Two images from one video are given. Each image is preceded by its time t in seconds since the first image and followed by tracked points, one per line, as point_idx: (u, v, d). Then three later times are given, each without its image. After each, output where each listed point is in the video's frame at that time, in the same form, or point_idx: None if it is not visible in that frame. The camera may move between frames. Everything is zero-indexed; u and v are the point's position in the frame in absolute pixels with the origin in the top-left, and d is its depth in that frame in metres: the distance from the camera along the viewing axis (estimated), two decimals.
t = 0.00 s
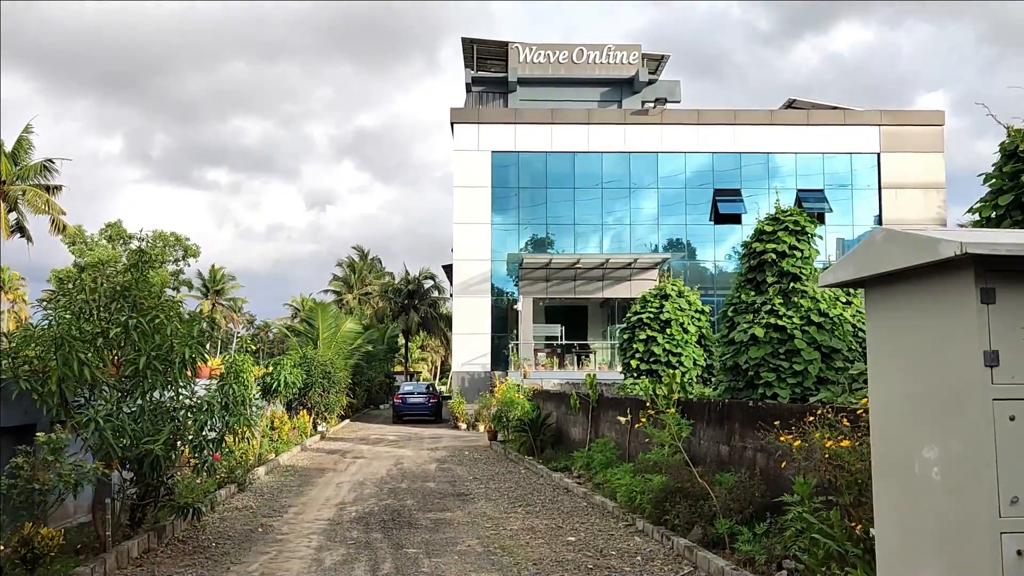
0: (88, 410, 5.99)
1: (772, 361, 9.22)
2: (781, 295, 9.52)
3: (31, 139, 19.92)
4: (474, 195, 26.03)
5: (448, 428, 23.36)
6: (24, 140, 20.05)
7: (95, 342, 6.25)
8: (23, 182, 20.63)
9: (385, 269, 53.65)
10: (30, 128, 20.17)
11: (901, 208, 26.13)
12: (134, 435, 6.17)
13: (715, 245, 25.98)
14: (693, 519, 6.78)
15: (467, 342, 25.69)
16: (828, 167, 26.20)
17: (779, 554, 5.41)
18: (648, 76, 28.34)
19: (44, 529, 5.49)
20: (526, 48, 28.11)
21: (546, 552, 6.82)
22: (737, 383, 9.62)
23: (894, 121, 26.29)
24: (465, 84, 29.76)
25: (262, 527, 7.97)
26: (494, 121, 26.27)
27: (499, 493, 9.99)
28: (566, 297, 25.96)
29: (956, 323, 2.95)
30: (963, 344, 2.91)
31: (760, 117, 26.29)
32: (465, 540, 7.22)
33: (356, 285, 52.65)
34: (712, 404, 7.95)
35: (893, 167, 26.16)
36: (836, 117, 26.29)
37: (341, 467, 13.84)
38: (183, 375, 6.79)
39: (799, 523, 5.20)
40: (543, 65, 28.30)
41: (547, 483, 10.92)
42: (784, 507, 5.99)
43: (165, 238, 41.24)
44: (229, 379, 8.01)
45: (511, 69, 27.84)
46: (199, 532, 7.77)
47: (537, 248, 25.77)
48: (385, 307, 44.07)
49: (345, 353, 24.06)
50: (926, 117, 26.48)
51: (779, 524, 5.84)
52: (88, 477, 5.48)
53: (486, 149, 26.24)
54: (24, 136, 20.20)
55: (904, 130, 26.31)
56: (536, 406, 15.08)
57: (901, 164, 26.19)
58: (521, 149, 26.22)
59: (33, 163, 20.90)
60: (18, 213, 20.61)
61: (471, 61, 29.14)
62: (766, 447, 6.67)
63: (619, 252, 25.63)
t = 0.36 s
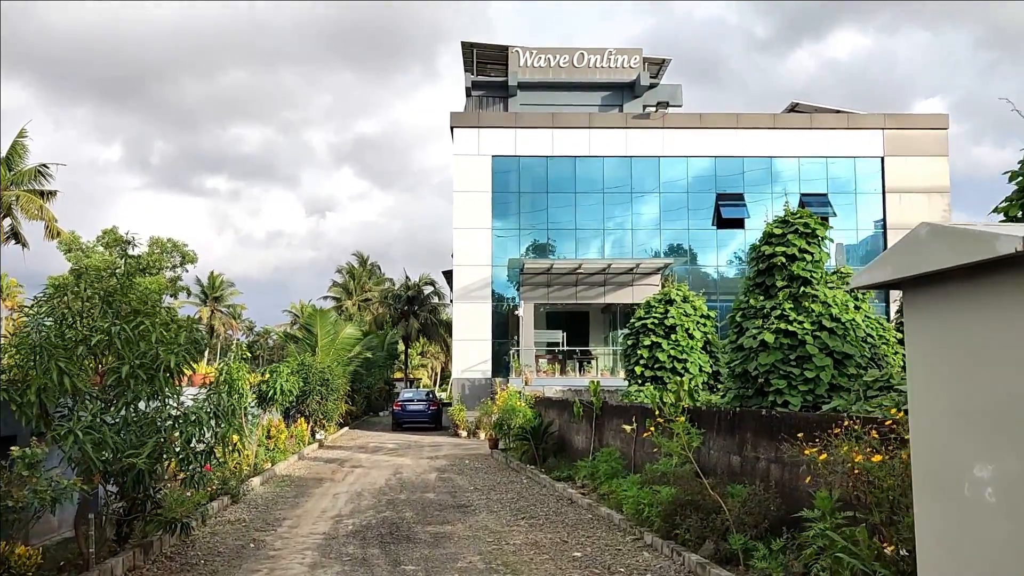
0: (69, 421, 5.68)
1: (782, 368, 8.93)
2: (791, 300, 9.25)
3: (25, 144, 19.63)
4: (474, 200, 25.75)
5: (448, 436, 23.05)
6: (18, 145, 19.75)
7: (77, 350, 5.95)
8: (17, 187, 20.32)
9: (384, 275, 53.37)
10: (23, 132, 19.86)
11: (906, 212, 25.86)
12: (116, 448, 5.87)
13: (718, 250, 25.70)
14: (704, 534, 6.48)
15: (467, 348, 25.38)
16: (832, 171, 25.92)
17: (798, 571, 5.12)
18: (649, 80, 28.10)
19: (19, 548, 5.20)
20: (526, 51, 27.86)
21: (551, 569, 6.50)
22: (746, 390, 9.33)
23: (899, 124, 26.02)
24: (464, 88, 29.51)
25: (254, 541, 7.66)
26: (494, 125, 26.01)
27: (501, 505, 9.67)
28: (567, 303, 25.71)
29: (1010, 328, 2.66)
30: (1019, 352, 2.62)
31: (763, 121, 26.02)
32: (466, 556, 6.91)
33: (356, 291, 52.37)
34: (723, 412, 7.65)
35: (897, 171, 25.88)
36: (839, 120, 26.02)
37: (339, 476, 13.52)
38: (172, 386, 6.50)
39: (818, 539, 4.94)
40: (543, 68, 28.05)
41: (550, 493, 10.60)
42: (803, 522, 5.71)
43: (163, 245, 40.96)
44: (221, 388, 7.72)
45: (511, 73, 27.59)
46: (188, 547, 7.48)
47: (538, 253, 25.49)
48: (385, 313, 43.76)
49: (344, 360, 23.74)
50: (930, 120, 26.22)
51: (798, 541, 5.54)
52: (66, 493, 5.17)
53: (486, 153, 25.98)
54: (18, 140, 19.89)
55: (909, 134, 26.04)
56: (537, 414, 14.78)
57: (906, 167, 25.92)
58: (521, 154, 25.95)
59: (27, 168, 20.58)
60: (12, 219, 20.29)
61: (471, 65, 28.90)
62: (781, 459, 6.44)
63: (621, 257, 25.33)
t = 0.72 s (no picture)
0: (44, 429, 5.29)
1: (797, 374, 8.58)
2: (806, 303, 8.91)
3: (21, 145, 19.32)
4: (476, 203, 25.42)
5: (449, 443, 22.68)
6: (14, 146, 19.42)
7: (53, 353, 5.56)
8: (13, 189, 19.99)
9: (386, 280, 53.05)
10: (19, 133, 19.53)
11: (915, 216, 25.48)
12: (94, 456, 5.48)
13: (723, 254, 25.33)
14: (720, 549, 6.08)
15: (469, 354, 25.01)
16: (840, 174, 25.56)
17: None
18: (654, 82, 27.78)
19: None
20: (529, 53, 27.56)
21: None
22: (759, 396, 8.98)
23: (907, 127, 25.67)
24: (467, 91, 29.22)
25: (245, 555, 7.30)
26: (497, 127, 25.71)
27: (504, 515, 9.31)
28: (571, 308, 25.35)
29: None
30: None
31: (770, 123, 25.68)
32: (467, 572, 6.55)
33: (357, 296, 52.06)
34: (737, 420, 7.31)
35: (906, 174, 25.51)
36: (847, 123, 25.66)
37: (337, 485, 13.17)
38: (159, 392, 6.16)
39: (845, 559, 4.62)
40: (546, 71, 27.73)
41: (554, 503, 10.22)
42: (830, 540, 5.34)
43: (164, 249, 40.70)
44: (212, 394, 7.38)
45: (514, 75, 27.29)
46: (175, 561, 7.12)
47: (541, 257, 25.15)
48: (386, 318, 43.42)
49: (344, 366, 23.38)
50: (939, 123, 25.85)
51: (823, 559, 5.18)
52: (35, 507, 4.78)
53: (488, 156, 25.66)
54: (14, 141, 19.56)
55: (918, 137, 25.69)
56: (541, 420, 14.42)
57: (915, 171, 25.55)
58: (524, 156, 25.63)
59: (24, 169, 20.26)
60: (8, 222, 19.96)
61: (473, 67, 28.63)
62: (803, 471, 6.08)
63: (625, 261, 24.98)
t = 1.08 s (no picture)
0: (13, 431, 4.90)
1: (812, 372, 8.22)
2: (821, 298, 8.56)
3: (12, 140, 18.96)
4: (477, 201, 25.08)
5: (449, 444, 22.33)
6: (5, 141, 19.07)
7: (25, 351, 5.17)
8: (4, 186, 19.63)
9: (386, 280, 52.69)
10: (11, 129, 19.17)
11: (922, 213, 25.13)
12: (69, 461, 5.09)
13: (728, 252, 24.96)
14: (737, 558, 5.73)
15: (469, 354, 24.67)
16: (846, 170, 25.19)
17: None
18: (657, 78, 27.43)
19: None
20: (530, 49, 27.18)
21: None
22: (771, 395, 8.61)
23: (914, 123, 25.32)
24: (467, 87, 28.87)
25: (234, 563, 6.94)
26: (498, 123, 25.38)
27: (506, 520, 8.96)
28: (573, 306, 25.02)
29: None
30: None
31: (775, 119, 25.37)
32: None
33: (357, 296, 51.72)
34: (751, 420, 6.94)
35: (913, 170, 25.17)
36: (853, 119, 25.32)
37: (334, 487, 12.80)
38: (143, 393, 5.79)
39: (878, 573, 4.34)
40: (548, 67, 27.38)
41: (558, 507, 9.88)
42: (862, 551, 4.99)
43: (161, 249, 40.34)
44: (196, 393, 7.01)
45: (515, 71, 26.95)
46: (160, 570, 6.75)
47: (542, 255, 24.79)
48: (386, 318, 43.06)
49: (343, 366, 23.02)
50: (946, 119, 25.50)
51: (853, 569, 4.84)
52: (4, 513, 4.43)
53: (489, 153, 25.31)
54: (6, 137, 19.21)
55: (925, 133, 25.34)
56: (543, 421, 14.07)
57: (922, 167, 25.20)
58: (526, 153, 25.29)
59: (16, 166, 19.91)
60: None
61: (474, 64, 28.30)
62: (826, 475, 5.73)
63: (628, 259, 24.63)
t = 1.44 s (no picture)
0: None
1: (827, 372, 7.88)
2: (836, 295, 8.22)
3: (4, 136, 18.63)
4: (477, 198, 24.75)
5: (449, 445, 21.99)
6: None
7: None
8: None
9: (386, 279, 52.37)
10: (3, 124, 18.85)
11: (929, 210, 24.80)
12: (39, 468, 4.75)
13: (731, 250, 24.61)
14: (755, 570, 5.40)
15: (469, 353, 24.34)
16: (852, 168, 24.88)
17: None
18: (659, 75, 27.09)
19: None
20: (531, 45, 26.86)
21: None
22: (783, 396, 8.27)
23: (921, 119, 24.98)
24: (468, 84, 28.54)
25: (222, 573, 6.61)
26: (499, 119, 25.06)
27: (508, 526, 8.62)
28: (575, 305, 24.68)
29: None
30: None
31: (780, 115, 25.07)
32: None
33: (356, 296, 51.42)
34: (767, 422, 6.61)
35: (920, 168, 24.85)
36: (859, 115, 24.99)
37: (331, 491, 12.46)
38: (124, 393, 5.43)
39: None
40: (549, 63, 27.04)
41: (562, 512, 9.54)
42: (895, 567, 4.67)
43: (160, 248, 40.04)
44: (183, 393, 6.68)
45: (516, 67, 26.62)
46: None
47: (544, 253, 24.45)
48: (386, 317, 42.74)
49: (341, 366, 22.69)
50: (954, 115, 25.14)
51: None
52: None
53: (490, 150, 24.98)
54: None
55: (932, 129, 24.99)
56: (546, 422, 13.74)
57: (929, 164, 24.87)
58: (527, 150, 24.96)
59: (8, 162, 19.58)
60: None
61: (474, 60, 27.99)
62: (849, 481, 5.41)
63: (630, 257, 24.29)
